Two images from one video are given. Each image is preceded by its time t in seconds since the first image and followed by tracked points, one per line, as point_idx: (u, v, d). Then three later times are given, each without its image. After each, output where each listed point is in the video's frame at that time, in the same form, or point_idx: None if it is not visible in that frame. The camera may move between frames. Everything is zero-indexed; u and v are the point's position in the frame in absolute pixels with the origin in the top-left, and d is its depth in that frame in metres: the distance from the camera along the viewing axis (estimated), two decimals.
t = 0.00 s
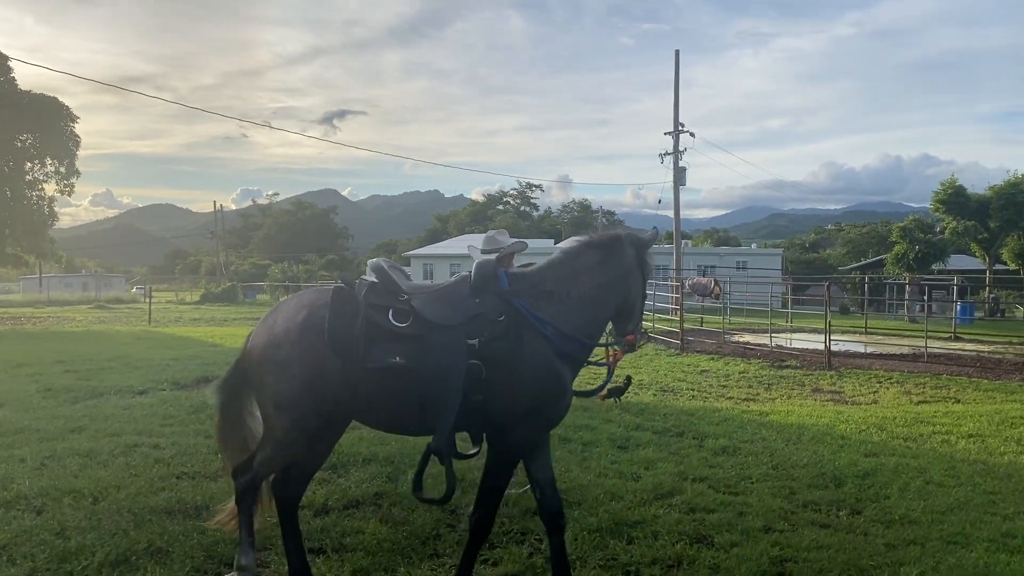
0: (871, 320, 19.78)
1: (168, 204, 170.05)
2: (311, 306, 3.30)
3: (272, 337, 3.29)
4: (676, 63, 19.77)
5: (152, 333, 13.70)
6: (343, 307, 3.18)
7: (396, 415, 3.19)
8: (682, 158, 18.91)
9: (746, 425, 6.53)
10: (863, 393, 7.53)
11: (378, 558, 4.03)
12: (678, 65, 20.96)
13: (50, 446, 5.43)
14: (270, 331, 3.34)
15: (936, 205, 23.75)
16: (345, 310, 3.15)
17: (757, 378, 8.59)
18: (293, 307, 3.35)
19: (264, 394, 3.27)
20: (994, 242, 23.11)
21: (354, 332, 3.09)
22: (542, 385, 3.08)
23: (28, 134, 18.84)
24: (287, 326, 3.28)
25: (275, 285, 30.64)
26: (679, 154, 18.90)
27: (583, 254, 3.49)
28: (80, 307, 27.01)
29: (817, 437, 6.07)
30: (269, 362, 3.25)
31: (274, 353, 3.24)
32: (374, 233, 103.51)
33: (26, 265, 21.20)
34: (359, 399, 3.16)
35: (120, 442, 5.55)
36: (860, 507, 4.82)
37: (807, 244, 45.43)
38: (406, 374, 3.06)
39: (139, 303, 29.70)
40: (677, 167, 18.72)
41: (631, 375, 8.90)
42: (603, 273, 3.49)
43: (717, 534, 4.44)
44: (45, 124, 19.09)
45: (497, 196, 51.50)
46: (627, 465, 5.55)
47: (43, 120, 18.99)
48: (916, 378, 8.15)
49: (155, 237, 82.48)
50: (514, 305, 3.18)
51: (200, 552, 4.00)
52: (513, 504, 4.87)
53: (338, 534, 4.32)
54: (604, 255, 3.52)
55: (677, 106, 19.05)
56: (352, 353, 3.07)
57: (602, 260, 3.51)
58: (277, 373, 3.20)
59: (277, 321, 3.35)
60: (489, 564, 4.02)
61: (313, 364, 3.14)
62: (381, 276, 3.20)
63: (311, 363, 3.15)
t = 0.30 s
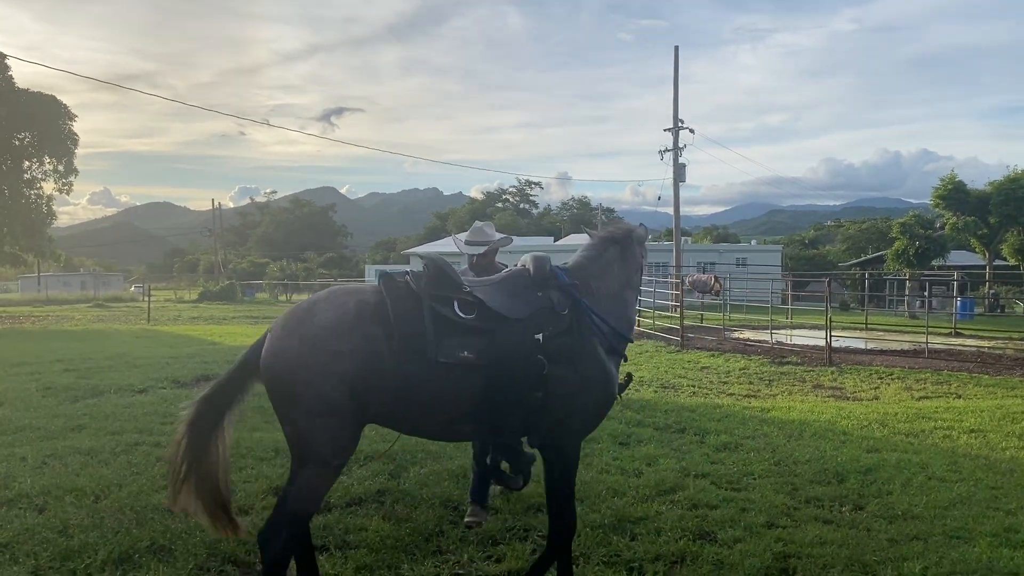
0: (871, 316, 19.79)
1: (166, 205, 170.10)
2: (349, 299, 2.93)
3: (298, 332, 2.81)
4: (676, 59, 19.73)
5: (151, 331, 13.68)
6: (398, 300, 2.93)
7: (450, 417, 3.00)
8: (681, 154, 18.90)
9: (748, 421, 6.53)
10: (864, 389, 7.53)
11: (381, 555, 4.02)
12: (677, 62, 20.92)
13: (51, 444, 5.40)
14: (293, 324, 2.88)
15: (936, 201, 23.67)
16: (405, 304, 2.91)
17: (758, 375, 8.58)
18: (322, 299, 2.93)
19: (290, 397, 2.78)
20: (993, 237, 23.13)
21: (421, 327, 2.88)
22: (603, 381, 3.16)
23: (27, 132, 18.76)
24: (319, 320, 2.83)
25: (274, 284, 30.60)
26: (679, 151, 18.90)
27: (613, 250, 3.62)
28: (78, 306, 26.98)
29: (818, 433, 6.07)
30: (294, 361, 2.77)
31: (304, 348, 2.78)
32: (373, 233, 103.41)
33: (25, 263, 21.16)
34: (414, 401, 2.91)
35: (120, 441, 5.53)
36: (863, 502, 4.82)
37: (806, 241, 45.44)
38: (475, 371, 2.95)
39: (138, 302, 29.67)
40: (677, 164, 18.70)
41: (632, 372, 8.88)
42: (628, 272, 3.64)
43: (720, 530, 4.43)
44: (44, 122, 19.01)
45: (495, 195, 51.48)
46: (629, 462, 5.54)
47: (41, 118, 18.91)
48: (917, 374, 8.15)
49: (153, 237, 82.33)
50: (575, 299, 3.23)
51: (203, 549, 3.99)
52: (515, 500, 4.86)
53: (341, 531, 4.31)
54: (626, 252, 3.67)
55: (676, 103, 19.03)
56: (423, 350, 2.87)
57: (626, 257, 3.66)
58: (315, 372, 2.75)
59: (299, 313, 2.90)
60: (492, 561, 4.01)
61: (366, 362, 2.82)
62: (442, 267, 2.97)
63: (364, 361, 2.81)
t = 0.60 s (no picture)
0: (864, 313, 19.85)
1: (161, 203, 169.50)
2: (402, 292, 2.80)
3: (353, 324, 2.64)
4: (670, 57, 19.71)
5: (144, 330, 13.65)
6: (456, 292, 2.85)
7: (505, 416, 2.89)
8: (675, 152, 18.91)
9: (741, 418, 6.55)
10: (857, 386, 7.56)
11: (375, 553, 4.03)
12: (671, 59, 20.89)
13: (44, 444, 5.39)
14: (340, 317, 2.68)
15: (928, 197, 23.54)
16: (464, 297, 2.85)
17: (752, 372, 8.60)
18: (369, 290, 2.78)
19: (337, 395, 2.58)
20: (985, 235, 23.22)
21: (486, 319, 2.82)
22: (649, 377, 3.21)
23: (19, 130, 18.66)
24: (375, 312, 2.68)
25: (267, 282, 30.55)
26: (672, 149, 18.91)
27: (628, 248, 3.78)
28: (71, 305, 26.88)
29: (811, 430, 6.10)
30: (352, 353, 2.59)
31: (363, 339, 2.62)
32: (367, 232, 103.27)
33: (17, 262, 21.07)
34: (472, 397, 2.79)
35: (114, 440, 5.52)
36: (856, 498, 4.84)
37: (800, 238, 45.56)
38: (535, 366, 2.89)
39: (132, 300, 29.61)
40: (671, 161, 18.71)
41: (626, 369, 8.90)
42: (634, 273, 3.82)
43: (714, 526, 4.45)
44: (36, 120, 18.89)
45: (489, 192, 51.46)
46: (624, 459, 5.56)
47: (34, 117, 18.80)
48: (910, 370, 8.18)
49: (146, 235, 82.05)
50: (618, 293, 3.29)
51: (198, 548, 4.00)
52: (509, 497, 4.86)
53: (337, 528, 4.32)
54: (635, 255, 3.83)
55: (670, 101, 19.04)
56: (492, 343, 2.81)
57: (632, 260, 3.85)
58: (366, 365, 2.59)
59: (346, 306, 2.71)
60: (488, 560, 4.02)
61: (427, 356, 2.69)
62: (497, 258, 2.99)
63: (426, 354, 2.69)
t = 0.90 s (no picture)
0: (850, 311, 19.97)
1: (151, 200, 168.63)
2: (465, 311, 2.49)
3: (419, 351, 2.34)
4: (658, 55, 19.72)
5: (130, 329, 13.57)
6: (525, 312, 2.57)
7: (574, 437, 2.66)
8: (663, 150, 18.93)
9: (728, 415, 6.58)
10: (844, 383, 7.60)
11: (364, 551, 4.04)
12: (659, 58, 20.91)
13: (29, 443, 5.36)
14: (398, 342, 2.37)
15: (914, 195, 23.65)
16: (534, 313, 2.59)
17: (740, 369, 8.63)
18: (435, 310, 2.47)
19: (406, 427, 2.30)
20: (971, 232, 23.37)
21: (559, 340, 2.56)
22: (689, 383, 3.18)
23: (3, 128, 18.51)
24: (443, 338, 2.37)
25: (255, 281, 30.46)
26: (661, 147, 18.93)
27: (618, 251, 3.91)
28: (57, 303, 26.71)
29: (798, 427, 6.13)
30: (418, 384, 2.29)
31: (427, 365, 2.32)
32: (358, 229, 103.04)
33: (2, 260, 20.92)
34: (540, 425, 2.53)
35: (100, 440, 5.49)
36: (842, 495, 4.87)
37: (788, 236, 45.82)
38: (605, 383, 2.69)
39: (119, 299, 29.48)
40: (659, 160, 18.74)
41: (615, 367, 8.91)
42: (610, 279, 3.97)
43: (701, 523, 4.48)
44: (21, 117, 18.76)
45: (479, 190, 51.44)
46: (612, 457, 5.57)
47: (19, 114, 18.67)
48: (896, 368, 8.23)
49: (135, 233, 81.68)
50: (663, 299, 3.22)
51: (185, 547, 4.00)
52: (497, 495, 4.87)
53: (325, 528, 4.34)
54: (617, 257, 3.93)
55: (658, 99, 19.05)
56: (563, 368, 2.54)
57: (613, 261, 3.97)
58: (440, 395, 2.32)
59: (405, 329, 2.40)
60: (474, 558, 4.03)
61: (495, 382, 2.43)
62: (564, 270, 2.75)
63: (493, 381, 2.43)
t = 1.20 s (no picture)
0: (832, 308, 20.11)
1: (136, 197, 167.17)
2: (559, 304, 2.30)
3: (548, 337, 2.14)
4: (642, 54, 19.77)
5: (111, 327, 13.46)
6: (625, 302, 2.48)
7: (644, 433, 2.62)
8: (647, 148, 18.98)
9: (711, 413, 6.61)
10: (825, 380, 7.66)
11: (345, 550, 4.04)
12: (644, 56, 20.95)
13: (8, 443, 5.32)
14: (496, 343, 2.15)
15: (895, 194, 23.85)
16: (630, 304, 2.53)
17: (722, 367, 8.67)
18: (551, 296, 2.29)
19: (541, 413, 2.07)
20: (951, 231, 23.62)
21: (650, 335, 2.45)
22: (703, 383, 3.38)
23: None
24: (547, 338, 2.15)
25: (239, 278, 30.30)
26: (645, 146, 18.97)
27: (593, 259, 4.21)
28: (38, 301, 26.46)
29: (780, 424, 6.17)
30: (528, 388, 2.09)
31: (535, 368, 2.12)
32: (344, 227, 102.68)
33: None
34: (631, 422, 2.40)
35: (80, 438, 5.45)
36: (822, 492, 4.91)
37: (770, 234, 46.16)
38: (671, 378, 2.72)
39: (101, 297, 29.21)
40: (643, 158, 18.78)
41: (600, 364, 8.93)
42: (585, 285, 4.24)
43: (682, 520, 4.50)
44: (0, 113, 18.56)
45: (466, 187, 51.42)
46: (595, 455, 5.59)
47: None
48: (877, 365, 8.29)
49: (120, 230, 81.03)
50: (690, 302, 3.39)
51: (165, 546, 3.98)
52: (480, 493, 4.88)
53: (307, 527, 4.34)
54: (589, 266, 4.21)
55: (642, 98, 19.09)
56: (653, 366, 2.45)
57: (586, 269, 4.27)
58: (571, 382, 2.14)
59: (499, 326, 2.18)
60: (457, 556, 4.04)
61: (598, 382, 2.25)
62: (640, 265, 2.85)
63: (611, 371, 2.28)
